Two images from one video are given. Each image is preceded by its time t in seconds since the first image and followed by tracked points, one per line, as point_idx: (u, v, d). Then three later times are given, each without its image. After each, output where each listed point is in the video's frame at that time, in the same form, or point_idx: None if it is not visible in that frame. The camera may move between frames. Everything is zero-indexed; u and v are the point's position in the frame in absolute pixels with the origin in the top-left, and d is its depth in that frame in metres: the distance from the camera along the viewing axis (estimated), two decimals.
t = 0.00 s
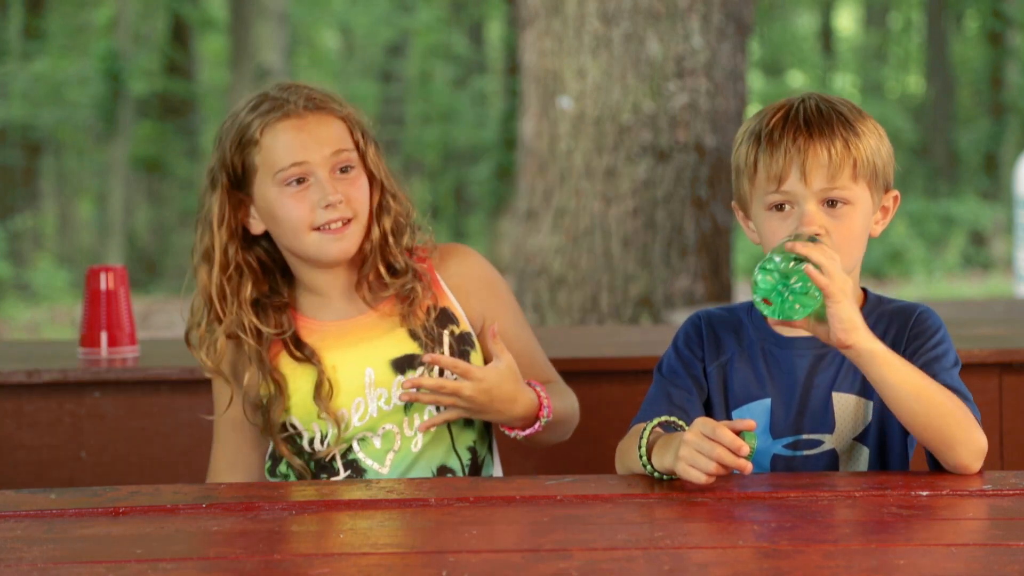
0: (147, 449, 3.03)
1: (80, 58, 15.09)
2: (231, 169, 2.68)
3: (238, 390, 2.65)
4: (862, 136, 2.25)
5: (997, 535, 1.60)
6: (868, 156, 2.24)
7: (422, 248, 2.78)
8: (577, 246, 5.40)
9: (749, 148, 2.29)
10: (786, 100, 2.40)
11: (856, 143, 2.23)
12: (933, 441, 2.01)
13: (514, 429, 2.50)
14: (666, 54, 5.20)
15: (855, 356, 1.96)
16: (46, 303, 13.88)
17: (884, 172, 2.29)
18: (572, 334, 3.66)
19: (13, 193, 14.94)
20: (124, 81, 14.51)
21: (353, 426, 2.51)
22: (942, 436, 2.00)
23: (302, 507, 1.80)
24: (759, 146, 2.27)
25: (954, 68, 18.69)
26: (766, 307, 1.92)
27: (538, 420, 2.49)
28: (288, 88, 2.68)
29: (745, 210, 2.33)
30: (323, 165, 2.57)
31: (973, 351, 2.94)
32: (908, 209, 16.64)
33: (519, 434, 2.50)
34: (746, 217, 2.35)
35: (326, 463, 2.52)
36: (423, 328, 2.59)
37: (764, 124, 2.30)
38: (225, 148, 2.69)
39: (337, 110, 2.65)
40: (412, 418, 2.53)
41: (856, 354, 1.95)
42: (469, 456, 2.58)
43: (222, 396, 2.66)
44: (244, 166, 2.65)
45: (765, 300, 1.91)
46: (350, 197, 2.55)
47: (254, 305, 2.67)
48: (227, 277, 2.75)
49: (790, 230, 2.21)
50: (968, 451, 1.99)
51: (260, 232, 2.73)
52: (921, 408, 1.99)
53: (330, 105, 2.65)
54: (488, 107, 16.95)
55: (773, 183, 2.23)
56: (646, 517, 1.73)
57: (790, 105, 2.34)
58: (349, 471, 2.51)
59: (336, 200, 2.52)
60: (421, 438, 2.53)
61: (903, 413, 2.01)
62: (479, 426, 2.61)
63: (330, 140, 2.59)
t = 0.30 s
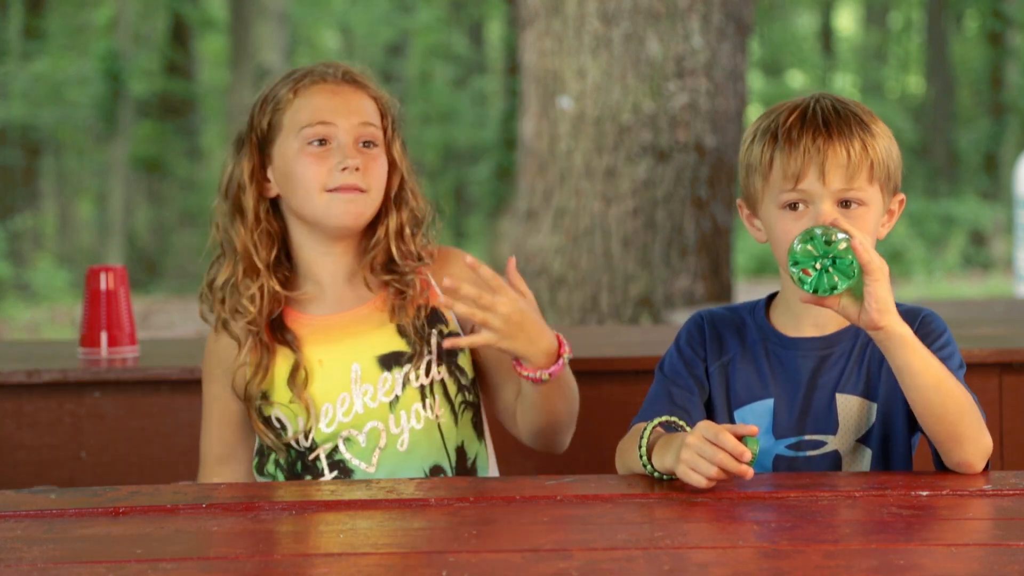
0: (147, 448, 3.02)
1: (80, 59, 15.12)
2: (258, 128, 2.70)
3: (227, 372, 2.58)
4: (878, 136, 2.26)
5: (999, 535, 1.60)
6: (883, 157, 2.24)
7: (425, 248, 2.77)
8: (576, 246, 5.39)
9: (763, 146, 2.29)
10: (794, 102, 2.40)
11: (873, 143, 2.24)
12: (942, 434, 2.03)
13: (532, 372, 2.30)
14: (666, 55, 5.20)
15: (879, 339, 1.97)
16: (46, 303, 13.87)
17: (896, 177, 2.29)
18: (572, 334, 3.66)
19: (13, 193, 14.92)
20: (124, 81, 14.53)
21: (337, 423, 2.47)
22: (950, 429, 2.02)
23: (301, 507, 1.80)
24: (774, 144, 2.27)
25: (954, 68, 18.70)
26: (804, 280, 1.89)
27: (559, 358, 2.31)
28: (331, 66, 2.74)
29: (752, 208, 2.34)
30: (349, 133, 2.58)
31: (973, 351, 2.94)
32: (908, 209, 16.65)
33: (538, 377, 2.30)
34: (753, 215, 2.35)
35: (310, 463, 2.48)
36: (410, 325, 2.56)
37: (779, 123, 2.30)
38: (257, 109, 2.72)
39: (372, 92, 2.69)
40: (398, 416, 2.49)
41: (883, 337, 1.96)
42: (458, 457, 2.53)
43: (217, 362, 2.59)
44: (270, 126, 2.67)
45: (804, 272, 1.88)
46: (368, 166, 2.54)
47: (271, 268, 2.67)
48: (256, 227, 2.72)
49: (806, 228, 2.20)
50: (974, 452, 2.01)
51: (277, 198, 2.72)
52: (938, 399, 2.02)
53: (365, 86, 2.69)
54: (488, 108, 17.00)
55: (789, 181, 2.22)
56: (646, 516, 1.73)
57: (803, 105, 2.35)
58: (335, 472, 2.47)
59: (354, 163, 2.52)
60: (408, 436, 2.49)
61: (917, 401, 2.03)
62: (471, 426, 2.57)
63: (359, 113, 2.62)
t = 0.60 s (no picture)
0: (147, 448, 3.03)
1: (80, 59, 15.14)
2: (276, 113, 2.70)
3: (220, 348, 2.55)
4: (888, 136, 2.26)
5: (999, 534, 1.61)
6: (892, 157, 2.25)
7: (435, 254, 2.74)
8: (576, 246, 5.39)
9: (772, 144, 2.29)
10: (805, 100, 2.40)
11: (883, 142, 2.24)
12: (947, 431, 2.03)
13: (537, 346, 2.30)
14: (666, 55, 5.20)
15: (892, 331, 1.97)
16: (46, 303, 13.87)
17: (903, 178, 2.28)
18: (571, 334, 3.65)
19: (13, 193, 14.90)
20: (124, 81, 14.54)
21: (330, 412, 2.48)
22: (956, 428, 2.03)
23: (302, 507, 1.80)
24: (785, 142, 2.27)
25: (954, 68, 18.71)
26: (821, 269, 1.93)
27: (565, 340, 2.30)
28: (353, 60, 2.73)
29: (758, 206, 2.34)
30: (352, 134, 2.58)
31: (974, 351, 2.94)
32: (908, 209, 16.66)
33: (543, 355, 2.30)
34: (758, 213, 2.36)
35: (302, 454, 2.48)
36: (408, 319, 2.56)
37: (789, 121, 2.30)
38: (279, 96, 2.72)
39: (389, 91, 2.67)
40: (390, 408, 2.49)
41: (895, 329, 1.95)
42: (446, 456, 2.52)
43: (215, 340, 2.57)
44: (287, 113, 2.67)
45: (822, 260, 1.92)
46: (364, 168, 2.54)
47: (272, 247, 2.68)
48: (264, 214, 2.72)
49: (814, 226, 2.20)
50: (976, 451, 2.01)
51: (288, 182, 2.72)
52: (946, 396, 2.02)
53: (383, 83, 2.67)
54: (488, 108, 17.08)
55: (800, 179, 2.23)
56: (646, 516, 1.73)
57: (813, 104, 2.34)
58: (327, 463, 2.47)
59: (349, 164, 2.52)
60: (400, 429, 2.49)
61: (926, 397, 2.03)
62: (462, 426, 2.55)
63: (369, 115, 2.61)
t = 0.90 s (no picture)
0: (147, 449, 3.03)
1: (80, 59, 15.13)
2: (272, 124, 2.70)
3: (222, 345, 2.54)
4: (887, 133, 2.26)
5: (999, 535, 1.61)
6: (893, 154, 2.25)
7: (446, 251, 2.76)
8: (576, 245, 5.38)
9: (773, 143, 2.29)
10: (805, 99, 2.40)
11: (884, 139, 2.24)
12: (946, 433, 2.03)
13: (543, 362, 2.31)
14: (666, 55, 5.21)
15: (892, 331, 1.97)
16: (45, 303, 13.85)
17: (905, 176, 2.29)
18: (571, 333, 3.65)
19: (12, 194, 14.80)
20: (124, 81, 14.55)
21: (334, 405, 2.47)
22: (956, 428, 2.03)
23: (302, 507, 1.80)
24: (786, 140, 2.27)
25: (954, 68, 18.71)
26: (819, 272, 1.93)
27: (571, 356, 2.31)
28: (341, 61, 2.72)
29: (759, 205, 2.34)
30: (344, 139, 2.58)
31: (974, 351, 2.94)
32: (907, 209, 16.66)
33: (547, 371, 2.31)
34: (760, 212, 2.35)
35: (305, 445, 2.47)
36: (418, 317, 2.57)
37: (790, 119, 2.31)
38: (273, 106, 2.71)
39: (377, 90, 2.66)
40: (394, 403, 2.49)
41: (896, 328, 1.95)
42: (446, 452, 2.52)
43: (219, 340, 2.55)
44: (281, 122, 2.66)
45: (819, 263, 1.93)
46: (359, 171, 2.54)
47: (277, 256, 2.67)
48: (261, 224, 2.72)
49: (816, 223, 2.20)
50: (976, 451, 2.01)
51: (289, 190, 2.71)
52: (946, 395, 2.02)
53: (371, 83, 2.66)
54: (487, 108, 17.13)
55: (800, 176, 2.23)
56: (646, 516, 1.73)
57: (811, 102, 2.34)
58: (330, 455, 2.46)
59: (345, 170, 2.52)
60: (403, 423, 2.49)
61: (925, 398, 2.04)
62: (462, 426, 2.56)
63: (360, 117, 2.60)
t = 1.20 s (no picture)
0: (147, 449, 3.03)
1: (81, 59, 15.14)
2: (281, 121, 2.69)
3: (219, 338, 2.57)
4: (886, 133, 2.27)
5: (999, 534, 1.60)
6: (890, 153, 2.25)
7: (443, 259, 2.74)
8: (576, 246, 5.39)
9: (770, 141, 2.28)
10: (804, 98, 2.40)
11: (882, 138, 2.24)
12: (947, 431, 2.03)
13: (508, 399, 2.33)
14: (666, 55, 5.20)
15: (890, 332, 1.97)
16: (45, 303, 13.84)
17: (901, 175, 2.29)
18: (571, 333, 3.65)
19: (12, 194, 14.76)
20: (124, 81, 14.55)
21: (325, 405, 2.47)
22: (955, 427, 2.03)
23: (301, 507, 1.80)
24: (784, 138, 2.27)
25: (954, 68, 18.72)
26: (815, 278, 1.93)
27: (535, 399, 2.33)
28: (355, 65, 2.71)
29: (757, 204, 2.34)
30: (350, 148, 2.57)
31: (974, 352, 2.94)
32: (908, 209, 16.66)
33: (512, 407, 2.33)
34: (757, 211, 2.35)
35: (294, 446, 2.46)
36: (411, 324, 2.57)
37: (788, 117, 2.30)
38: (284, 103, 2.70)
39: (388, 101, 2.64)
40: (385, 405, 2.49)
41: (894, 330, 1.95)
42: (437, 455, 2.52)
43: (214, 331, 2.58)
44: (290, 121, 2.66)
45: (815, 269, 1.93)
46: (363, 182, 2.54)
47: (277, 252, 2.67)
48: (264, 218, 2.73)
49: (814, 221, 2.20)
50: (976, 452, 2.00)
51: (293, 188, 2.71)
52: (943, 397, 2.02)
53: (382, 93, 2.64)
54: (487, 108, 17.11)
55: (798, 173, 2.23)
56: (646, 516, 1.73)
57: (811, 101, 2.34)
58: (319, 456, 2.46)
59: (347, 181, 2.52)
60: (394, 425, 2.49)
61: (924, 399, 2.04)
62: (454, 429, 2.56)
63: (369, 127, 2.59)
